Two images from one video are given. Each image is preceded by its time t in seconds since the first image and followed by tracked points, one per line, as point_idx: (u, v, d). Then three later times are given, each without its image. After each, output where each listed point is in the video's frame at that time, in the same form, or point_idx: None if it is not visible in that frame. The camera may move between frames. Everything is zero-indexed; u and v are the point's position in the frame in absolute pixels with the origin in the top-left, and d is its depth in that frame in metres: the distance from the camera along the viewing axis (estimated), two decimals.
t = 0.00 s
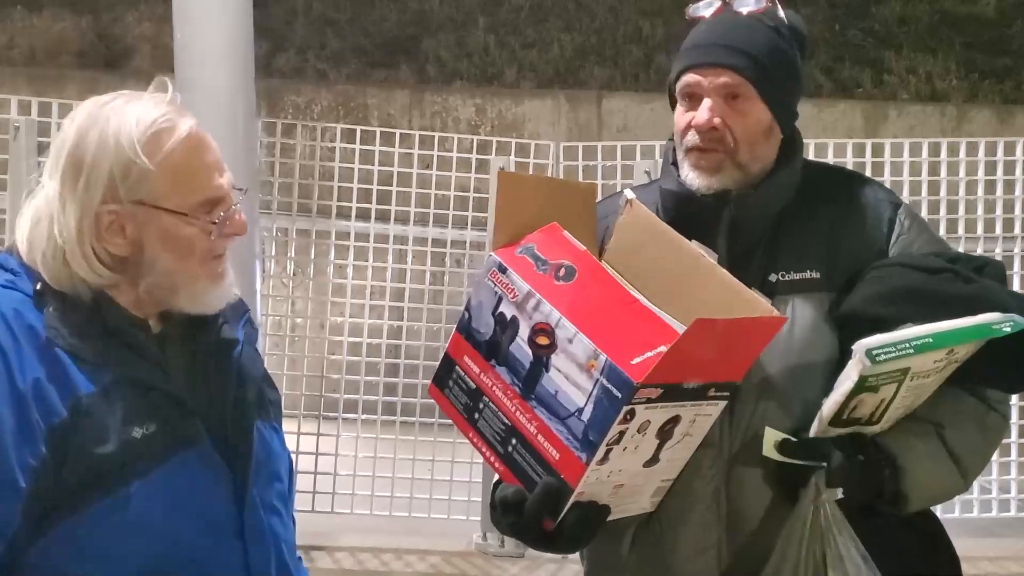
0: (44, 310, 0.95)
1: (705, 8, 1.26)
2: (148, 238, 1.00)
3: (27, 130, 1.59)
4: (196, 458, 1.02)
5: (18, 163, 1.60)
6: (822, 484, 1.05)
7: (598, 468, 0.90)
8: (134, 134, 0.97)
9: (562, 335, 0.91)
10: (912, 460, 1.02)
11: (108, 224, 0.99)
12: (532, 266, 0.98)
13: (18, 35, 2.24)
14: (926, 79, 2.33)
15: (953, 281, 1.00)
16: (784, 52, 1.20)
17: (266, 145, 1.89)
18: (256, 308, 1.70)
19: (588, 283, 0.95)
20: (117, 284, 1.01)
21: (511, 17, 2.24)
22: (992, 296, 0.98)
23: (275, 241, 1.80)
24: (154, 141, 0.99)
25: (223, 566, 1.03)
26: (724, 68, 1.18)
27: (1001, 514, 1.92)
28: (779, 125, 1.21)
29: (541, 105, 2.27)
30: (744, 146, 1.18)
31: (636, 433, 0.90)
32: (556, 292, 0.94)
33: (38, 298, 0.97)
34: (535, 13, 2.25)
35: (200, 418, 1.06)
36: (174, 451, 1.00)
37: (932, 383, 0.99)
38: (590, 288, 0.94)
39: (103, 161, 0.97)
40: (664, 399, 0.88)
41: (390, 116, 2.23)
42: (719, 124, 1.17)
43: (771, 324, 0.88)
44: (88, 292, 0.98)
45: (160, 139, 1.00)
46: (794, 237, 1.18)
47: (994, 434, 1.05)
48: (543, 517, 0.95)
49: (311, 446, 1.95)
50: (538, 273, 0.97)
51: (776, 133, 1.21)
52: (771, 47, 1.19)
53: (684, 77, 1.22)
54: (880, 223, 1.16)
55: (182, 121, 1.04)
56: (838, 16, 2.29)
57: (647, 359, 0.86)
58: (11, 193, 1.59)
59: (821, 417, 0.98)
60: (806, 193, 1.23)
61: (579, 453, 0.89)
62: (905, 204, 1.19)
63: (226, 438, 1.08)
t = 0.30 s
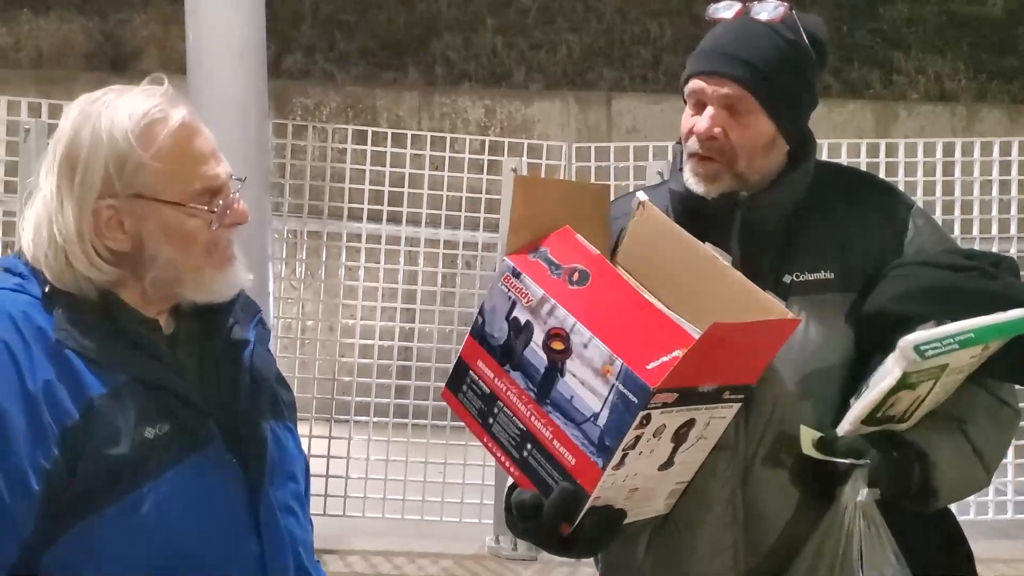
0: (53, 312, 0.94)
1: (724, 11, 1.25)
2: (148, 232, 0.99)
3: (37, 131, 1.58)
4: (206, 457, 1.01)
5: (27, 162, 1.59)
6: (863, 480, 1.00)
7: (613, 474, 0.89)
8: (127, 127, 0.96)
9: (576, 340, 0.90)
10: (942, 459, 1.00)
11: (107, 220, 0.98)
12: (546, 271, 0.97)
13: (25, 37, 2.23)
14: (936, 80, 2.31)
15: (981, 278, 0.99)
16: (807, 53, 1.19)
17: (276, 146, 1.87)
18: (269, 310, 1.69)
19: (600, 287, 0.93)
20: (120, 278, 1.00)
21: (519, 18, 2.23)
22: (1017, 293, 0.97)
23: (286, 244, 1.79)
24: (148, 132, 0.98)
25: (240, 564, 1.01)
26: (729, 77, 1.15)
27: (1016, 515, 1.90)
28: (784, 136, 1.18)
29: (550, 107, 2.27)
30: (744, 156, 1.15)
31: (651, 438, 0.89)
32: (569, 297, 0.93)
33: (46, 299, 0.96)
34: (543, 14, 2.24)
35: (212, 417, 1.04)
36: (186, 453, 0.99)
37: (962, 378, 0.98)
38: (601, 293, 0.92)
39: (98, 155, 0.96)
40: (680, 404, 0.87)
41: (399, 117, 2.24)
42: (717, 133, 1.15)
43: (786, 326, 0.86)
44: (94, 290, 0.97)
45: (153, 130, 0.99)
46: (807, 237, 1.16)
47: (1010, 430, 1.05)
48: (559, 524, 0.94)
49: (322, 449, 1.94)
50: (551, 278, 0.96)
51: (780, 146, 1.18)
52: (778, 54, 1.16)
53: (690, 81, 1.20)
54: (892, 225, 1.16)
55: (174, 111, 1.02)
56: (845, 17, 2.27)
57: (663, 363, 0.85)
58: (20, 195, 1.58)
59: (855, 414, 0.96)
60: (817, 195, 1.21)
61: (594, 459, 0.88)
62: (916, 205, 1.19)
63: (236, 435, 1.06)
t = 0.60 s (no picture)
0: (66, 313, 0.93)
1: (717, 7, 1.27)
2: (162, 227, 0.99)
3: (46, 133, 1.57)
4: (222, 460, 1.00)
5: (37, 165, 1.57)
6: (855, 471, 0.98)
7: (628, 457, 0.88)
8: (119, 123, 0.95)
9: (591, 324, 0.89)
10: (944, 451, 0.99)
11: (117, 219, 0.97)
12: (559, 258, 0.95)
13: (32, 40, 2.23)
14: (945, 77, 2.30)
15: (983, 266, 0.98)
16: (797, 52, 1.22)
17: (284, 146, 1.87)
18: (281, 311, 1.68)
19: (615, 272, 0.92)
20: (142, 276, 1.01)
21: (526, 19, 2.23)
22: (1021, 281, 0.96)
23: (296, 244, 1.79)
24: (140, 126, 0.97)
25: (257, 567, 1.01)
26: (768, 62, 1.19)
27: None
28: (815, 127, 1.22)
29: (558, 106, 2.26)
30: (795, 134, 1.17)
31: (665, 422, 0.88)
32: (583, 283, 0.92)
33: (60, 301, 0.94)
34: (549, 14, 2.23)
35: (225, 417, 1.04)
36: (205, 453, 0.98)
37: (963, 367, 0.97)
38: (615, 279, 0.92)
39: (97, 158, 0.95)
40: (693, 388, 0.86)
41: (407, 118, 2.23)
42: (773, 112, 1.16)
43: (799, 315, 0.85)
44: (110, 292, 0.97)
45: (145, 123, 0.97)
46: (820, 229, 1.15)
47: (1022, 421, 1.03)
48: (572, 509, 0.93)
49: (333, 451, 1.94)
50: (565, 264, 0.94)
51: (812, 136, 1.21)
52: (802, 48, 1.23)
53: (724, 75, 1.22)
54: (902, 216, 1.15)
55: (164, 99, 1.01)
56: (853, 14, 2.26)
57: (677, 346, 0.84)
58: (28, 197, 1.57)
59: (853, 403, 0.96)
60: (829, 188, 1.21)
61: (609, 443, 0.88)
62: (924, 194, 1.18)
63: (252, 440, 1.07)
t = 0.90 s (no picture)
0: (59, 322, 0.93)
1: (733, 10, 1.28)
2: (158, 235, 0.99)
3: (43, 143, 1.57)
4: (218, 470, 0.99)
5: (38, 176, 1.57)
6: (852, 490, 0.99)
7: (631, 475, 0.88)
8: (113, 131, 0.95)
9: (595, 340, 0.88)
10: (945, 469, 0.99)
11: (112, 229, 0.97)
12: (563, 269, 0.94)
13: (35, 47, 2.23)
14: (948, 78, 2.28)
15: (990, 287, 0.96)
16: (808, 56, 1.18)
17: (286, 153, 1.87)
18: (281, 317, 1.68)
19: (619, 286, 0.91)
20: (135, 284, 1.00)
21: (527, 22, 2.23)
22: None
23: (297, 249, 1.80)
24: (133, 133, 0.97)
25: None
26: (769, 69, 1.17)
27: None
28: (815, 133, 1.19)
29: (559, 108, 2.26)
30: (789, 147, 1.15)
31: (668, 440, 0.87)
32: (588, 296, 0.91)
33: (56, 310, 0.95)
34: (551, 17, 2.22)
35: (223, 425, 1.03)
36: (201, 462, 0.98)
37: (965, 388, 0.96)
38: (619, 292, 0.90)
39: (91, 166, 0.94)
40: (698, 407, 0.86)
41: (408, 122, 2.23)
42: (765, 123, 1.14)
43: (805, 333, 0.83)
44: (108, 303, 0.96)
45: (139, 131, 0.97)
46: (825, 239, 1.14)
47: None
48: (573, 524, 0.93)
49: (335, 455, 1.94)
50: (569, 275, 0.93)
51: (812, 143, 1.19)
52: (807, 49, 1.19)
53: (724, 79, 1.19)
54: (908, 226, 1.13)
55: (158, 106, 1.01)
56: (857, 16, 2.23)
57: (684, 366, 0.83)
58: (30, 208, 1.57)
59: (852, 423, 0.94)
60: (834, 194, 1.19)
61: (612, 461, 0.87)
62: (934, 203, 1.16)
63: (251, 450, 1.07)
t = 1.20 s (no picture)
0: (56, 329, 0.93)
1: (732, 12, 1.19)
2: (152, 241, 0.99)
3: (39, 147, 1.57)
4: (215, 477, 0.99)
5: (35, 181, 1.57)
6: (842, 505, 1.00)
7: (611, 490, 0.88)
8: (109, 136, 0.95)
9: (576, 355, 0.88)
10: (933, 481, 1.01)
11: (108, 235, 0.97)
12: (548, 281, 0.93)
13: (34, 50, 2.24)
14: (947, 80, 2.28)
15: (983, 302, 0.97)
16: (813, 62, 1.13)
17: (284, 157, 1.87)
18: (280, 319, 1.69)
19: (604, 294, 0.89)
20: (130, 290, 1.00)
21: (526, 25, 2.22)
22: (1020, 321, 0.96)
23: (296, 252, 1.80)
24: (129, 138, 0.97)
25: None
26: (730, 81, 1.11)
27: None
28: (788, 140, 1.14)
29: (559, 110, 2.26)
30: (745, 162, 1.12)
31: (651, 454, 0.87)
32: (572, 311, 0.90)
33: (50, 315, 0.95)
34: (550, 19, 2.22)
35: (221, 430, 1.03)
36: (200, 463, 0.98)
37: (958, 405, 0.98)
38: (604, 302, 0.88)
39: (86, 172, 0.94)
40: (680, 421, 0.85)
41: (407, 125, 2.23)
42: (718, 139, 1.12)
43: (796, 349, 0.84)
44: (104, 308, 0.97)
45: (134, 136, 0.97)
46: (819, 246, 1.13)
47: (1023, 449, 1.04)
48: (557, 536, 0.93)
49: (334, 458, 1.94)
50: (554, 288, 0.92)
51: (785, 149, 1.15)
52: (787, 58, 1.11)
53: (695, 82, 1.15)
54: (907, 235, 1.14)
55: (153, 111, 1.01)
56: (856, 17, 2.24)
57: (663, 383, 0.82)
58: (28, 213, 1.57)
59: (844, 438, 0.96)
60: (835, 199, 1.17)
61: (593, 476, 0.87)
62: (933, 211, 1.16)
63: (249, 457, 1.07)
